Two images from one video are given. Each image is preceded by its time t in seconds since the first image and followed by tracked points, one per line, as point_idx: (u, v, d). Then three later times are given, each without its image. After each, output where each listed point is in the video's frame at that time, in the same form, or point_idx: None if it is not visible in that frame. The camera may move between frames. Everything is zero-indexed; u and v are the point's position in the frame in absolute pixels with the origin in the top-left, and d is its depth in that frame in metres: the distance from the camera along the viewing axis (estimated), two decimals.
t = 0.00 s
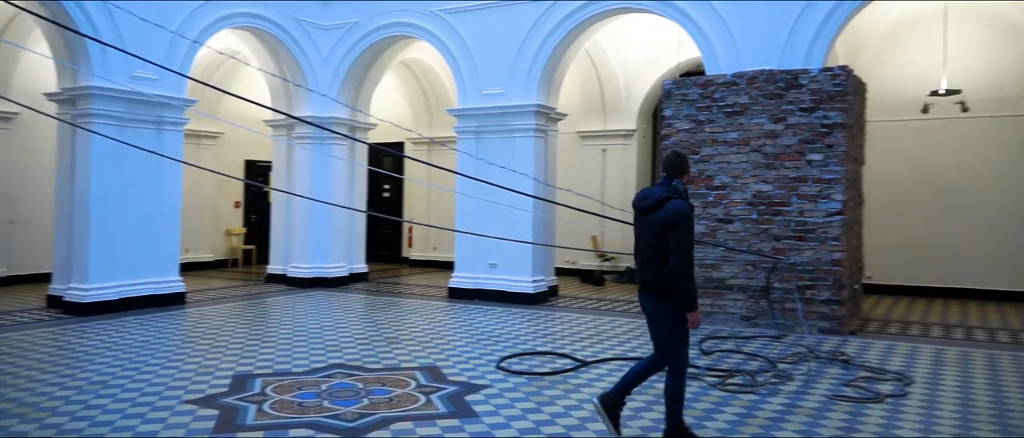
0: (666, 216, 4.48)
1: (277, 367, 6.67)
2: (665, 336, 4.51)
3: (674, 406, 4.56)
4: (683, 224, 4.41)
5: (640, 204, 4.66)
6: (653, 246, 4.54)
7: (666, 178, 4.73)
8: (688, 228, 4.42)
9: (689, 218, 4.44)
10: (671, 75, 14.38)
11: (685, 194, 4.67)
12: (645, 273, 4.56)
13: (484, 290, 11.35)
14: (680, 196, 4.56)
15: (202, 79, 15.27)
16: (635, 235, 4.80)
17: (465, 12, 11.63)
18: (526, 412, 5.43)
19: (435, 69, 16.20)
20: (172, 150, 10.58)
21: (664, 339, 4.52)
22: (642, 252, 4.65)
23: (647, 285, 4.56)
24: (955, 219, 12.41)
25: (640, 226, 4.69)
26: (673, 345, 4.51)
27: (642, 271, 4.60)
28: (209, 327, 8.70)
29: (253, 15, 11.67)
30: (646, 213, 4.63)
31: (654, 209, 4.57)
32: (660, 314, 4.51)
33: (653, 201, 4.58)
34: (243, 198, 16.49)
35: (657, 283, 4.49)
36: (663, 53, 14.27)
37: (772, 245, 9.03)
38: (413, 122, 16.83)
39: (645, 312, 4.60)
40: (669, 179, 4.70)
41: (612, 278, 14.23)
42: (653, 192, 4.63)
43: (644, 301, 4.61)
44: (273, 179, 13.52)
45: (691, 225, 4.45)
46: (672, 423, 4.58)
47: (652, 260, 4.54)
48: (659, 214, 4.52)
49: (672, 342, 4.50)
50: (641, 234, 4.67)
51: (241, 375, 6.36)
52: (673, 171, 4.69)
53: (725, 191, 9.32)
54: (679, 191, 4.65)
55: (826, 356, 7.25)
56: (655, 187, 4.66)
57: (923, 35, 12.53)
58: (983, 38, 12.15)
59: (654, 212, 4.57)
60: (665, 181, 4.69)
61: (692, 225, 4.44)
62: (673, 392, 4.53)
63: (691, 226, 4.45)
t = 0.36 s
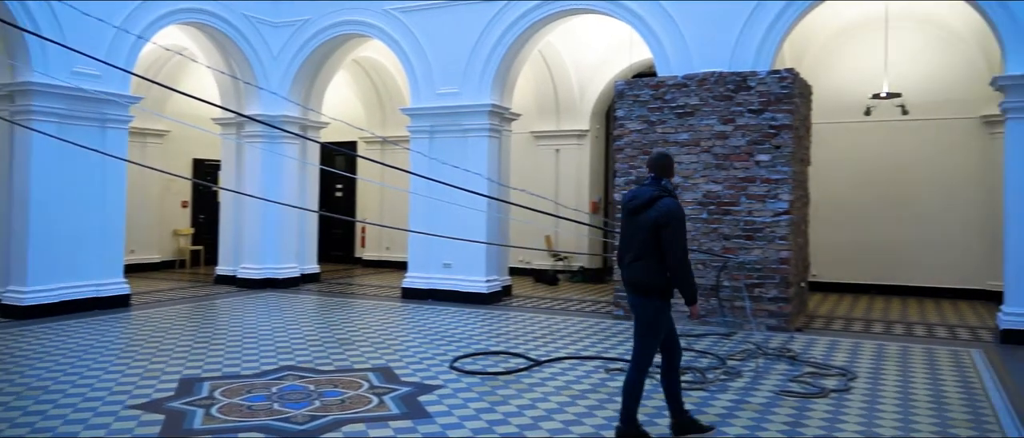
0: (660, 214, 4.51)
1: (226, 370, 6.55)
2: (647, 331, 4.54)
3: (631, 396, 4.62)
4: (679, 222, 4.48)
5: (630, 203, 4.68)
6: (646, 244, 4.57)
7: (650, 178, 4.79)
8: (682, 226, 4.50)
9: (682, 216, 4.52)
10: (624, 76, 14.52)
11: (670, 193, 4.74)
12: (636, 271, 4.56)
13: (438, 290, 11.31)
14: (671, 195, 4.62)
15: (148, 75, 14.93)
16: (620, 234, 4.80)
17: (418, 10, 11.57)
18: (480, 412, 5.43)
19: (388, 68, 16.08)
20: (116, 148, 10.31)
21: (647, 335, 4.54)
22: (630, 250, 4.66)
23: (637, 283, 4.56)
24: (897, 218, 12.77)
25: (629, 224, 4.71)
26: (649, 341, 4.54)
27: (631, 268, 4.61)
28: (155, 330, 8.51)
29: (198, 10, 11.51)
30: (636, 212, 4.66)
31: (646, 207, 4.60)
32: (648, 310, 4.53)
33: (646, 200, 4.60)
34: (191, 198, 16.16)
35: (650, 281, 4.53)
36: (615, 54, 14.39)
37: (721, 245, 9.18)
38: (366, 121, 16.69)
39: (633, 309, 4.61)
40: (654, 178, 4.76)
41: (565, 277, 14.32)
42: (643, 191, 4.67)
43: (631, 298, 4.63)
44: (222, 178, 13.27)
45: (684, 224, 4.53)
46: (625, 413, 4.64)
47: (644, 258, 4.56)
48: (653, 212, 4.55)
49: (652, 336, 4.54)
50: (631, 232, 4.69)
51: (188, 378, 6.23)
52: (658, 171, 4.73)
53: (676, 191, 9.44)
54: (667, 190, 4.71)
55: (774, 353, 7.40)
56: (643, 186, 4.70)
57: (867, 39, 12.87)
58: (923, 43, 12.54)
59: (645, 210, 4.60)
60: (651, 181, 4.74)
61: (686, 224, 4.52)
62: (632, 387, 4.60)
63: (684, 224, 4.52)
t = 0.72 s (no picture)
0: (666, 214, 4.60)
1: (184, 373, 6.44)
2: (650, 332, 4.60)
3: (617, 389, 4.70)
4: (685, 221, 4.59)
5: (631, 207, 4.74)
6: (654, 244, 4.64)
7: (644, 183, 4.89)
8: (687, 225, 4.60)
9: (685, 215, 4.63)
10: (586, 76, 14.59)
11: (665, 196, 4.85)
12: (645, 272, 4.61)
13: (400, 290, 11.26)
14: (671, 196, 4.73)
15: (102, 73, 14.61)
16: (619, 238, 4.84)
17: (380, 8, 11.50)
18: (442, 412, 5.43)
19: (350, 67, 15.95)
20: (69, 147, 10.08)
21: (652, 334, 4.59)
22: (637, 252, 4.72)
23: (645, 282, 4.61)
24: (852, 218, 13.03)
25: (630, 228, 4.77)
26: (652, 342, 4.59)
27: (638, 269, 4.66)
28: (110, 333, 8.33)
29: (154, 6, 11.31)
30: (638, 214, 4.72)
31: (650, 208, 4.67)
32: (656, 310, 4.59)
33: (650, 202, 4.67)
34: (147, 198, 15.86)
35: (659, 280, 4.59)
36: (576, 54, 14.46)
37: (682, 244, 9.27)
38: (327, 121, 16.54)
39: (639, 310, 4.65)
40: (648, 182, 4.86)
41: (528, 277, 14.36)
42: (644, 195, 4.74)
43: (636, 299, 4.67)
44: (179, 178, 13.04)
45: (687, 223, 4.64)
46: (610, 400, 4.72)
47: (653, 258, 4.63)
48: (659, 211, 4.64)
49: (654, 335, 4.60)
50: (635, 234, 4.74)
51: (144, 382, 6.11)
52: (651, 175, 4.84)
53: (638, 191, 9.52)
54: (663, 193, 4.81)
55: (733, 350, 7.50)
56: (642, 190, 4.78)
57: (823, 42, 13.11)
58: (877, 47, 12.83)
59: (649, 212, 4.67)
60: (647, 186, 4.84)
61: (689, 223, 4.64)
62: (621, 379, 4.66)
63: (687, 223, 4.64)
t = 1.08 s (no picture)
0: (674, 209, 4.65)
1: (148, 375, 6.34)
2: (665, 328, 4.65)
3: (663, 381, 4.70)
4: (693, 216, 4.66)
5: (634, 202, 4.73)
6: (663, 239, 4.66)
7: (639, 180, 4.90)
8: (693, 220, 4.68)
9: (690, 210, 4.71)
10: (556, 76, 14.63)
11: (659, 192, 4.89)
12: (658, 267, 4.62)
13: (369, 291, 11.20)
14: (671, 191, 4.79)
15: (63, 70, 14.33)
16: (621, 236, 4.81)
17: (349, 6, 11.41)
18: (411, 413, 5.41)
19: (318, 66, 15.82)
20: (28, 146, 9.87)
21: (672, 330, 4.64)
22: (644, 247, 4.72)
23: (658, 277, 4.62)
24: (819, 219, 13.22)
25: (634, 224, 4.76)
26: (680, 343, 4.64)
27: (649, 264, 4.65)
28: (71, 335, 8.17)
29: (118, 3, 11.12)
30: (645, 210, 4.71)
31: (656, 203, 4.68)
32: (670, 305, 4.62)
33: (657, 197, 4.69)
34: (110, 198, 15.59)
35: (672, 275, 4.62)
36: (546, 54, 14.48)
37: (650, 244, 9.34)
38: (295, 120, 16.40)
39: (651, 305, 4.67)
40: (644, 179, 4.88)
41: (497, 276, 14.38)
42: (648, 191, 4.75)
43: (647, 294, 4.68)
44: (143, 177, 12.84)
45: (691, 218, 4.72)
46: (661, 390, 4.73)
47: (663, 253, 4.64)
48: (667, 205, 4.67)
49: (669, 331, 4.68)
50: (640, 230, 4.74)
51: (107, 385, 6.00)
52: (648, 172, 4.87)
53: (607, 191, 9.57)
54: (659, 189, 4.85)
55: (701, 349, 7.57)
56: (643, 187, 4.79)
57: (789, 44, 13.28)
58: (842, 49, 13.03)
59: (655, 208, 4.69)
60: (646, 183, 4.87)
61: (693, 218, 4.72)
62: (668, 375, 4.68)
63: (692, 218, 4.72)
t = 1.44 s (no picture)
0: (681, 211, 4.76)
1: (117, 378, 6.25)
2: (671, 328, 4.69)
3: (697, 385, 4.74)
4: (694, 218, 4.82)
5: (645, 202, 4.73)
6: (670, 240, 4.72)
7: (638, 180, 4.91)
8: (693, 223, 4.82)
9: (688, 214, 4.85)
10: (530, 77, 14.65)
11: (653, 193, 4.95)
12: (666, 267, 4.66)
13: (343, 291, 11.13)
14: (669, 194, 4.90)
15: (29, 67, 14.08)
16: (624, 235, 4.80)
17: (323, 5, 11.33)
18: (385, 414, 5.38)
19: (291, 65, 15.69)
20: None
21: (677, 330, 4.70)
22: (649, 247, 4.72)
23: (666, 278, 4.67)
24: (792, 219, 13.35)
25: (639, 224, 4.77)
26: (687, 343, 4.72)
27: (657, 264, 4.67)
28: (38, 337, 8.03)
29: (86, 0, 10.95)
30: (653, 210, 4.74)
31: (666, 204, 4.75)
32: (676, 305, 4.69)
33: (666, 198, 4.75)
34: (77, 198, 15.35)
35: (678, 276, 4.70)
36: (521, 55, 14.49)
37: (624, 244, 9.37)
38: (268, 119, 16.27)
39: (653, 305, 4.69)
40: (644, 180, 4.90)
41: (472, 276, 14.38)
42: (654, 191, 4.79)
43: (651, 294, 4.70)
44: (112, 177, 12.64)
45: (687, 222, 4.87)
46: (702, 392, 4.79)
47: (670, 253, 4.70)
48: (677, 208, 4.77)
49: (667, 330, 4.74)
50: (647, 230, 4.75)
51: (74, 388, 5.90)
52: (650, 172, 4.88)
53: (581, 191, 9.60)
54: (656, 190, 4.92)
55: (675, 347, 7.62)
56: (648, 188, 4.82)
57: (761, 46, 13.41)
58: (812, 51, 13.19)
59: (664, 210, 4.75)
60: (647, 183, 4.88)
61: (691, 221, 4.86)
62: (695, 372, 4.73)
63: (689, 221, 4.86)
